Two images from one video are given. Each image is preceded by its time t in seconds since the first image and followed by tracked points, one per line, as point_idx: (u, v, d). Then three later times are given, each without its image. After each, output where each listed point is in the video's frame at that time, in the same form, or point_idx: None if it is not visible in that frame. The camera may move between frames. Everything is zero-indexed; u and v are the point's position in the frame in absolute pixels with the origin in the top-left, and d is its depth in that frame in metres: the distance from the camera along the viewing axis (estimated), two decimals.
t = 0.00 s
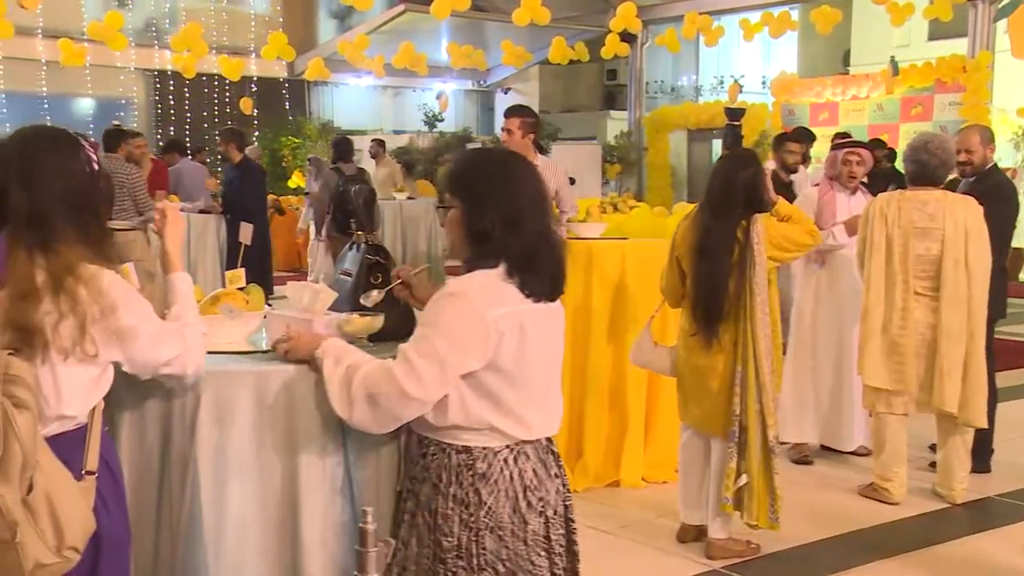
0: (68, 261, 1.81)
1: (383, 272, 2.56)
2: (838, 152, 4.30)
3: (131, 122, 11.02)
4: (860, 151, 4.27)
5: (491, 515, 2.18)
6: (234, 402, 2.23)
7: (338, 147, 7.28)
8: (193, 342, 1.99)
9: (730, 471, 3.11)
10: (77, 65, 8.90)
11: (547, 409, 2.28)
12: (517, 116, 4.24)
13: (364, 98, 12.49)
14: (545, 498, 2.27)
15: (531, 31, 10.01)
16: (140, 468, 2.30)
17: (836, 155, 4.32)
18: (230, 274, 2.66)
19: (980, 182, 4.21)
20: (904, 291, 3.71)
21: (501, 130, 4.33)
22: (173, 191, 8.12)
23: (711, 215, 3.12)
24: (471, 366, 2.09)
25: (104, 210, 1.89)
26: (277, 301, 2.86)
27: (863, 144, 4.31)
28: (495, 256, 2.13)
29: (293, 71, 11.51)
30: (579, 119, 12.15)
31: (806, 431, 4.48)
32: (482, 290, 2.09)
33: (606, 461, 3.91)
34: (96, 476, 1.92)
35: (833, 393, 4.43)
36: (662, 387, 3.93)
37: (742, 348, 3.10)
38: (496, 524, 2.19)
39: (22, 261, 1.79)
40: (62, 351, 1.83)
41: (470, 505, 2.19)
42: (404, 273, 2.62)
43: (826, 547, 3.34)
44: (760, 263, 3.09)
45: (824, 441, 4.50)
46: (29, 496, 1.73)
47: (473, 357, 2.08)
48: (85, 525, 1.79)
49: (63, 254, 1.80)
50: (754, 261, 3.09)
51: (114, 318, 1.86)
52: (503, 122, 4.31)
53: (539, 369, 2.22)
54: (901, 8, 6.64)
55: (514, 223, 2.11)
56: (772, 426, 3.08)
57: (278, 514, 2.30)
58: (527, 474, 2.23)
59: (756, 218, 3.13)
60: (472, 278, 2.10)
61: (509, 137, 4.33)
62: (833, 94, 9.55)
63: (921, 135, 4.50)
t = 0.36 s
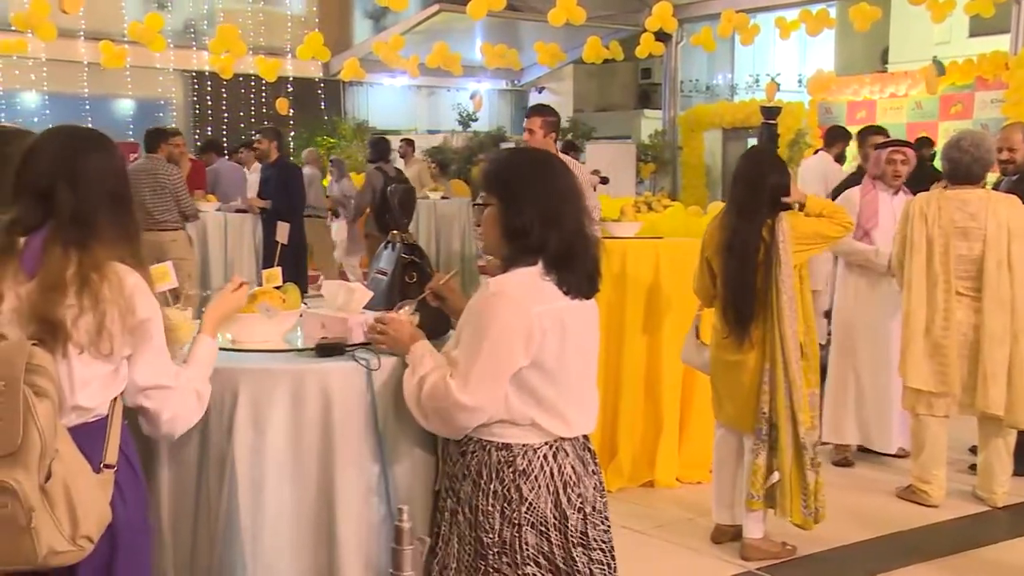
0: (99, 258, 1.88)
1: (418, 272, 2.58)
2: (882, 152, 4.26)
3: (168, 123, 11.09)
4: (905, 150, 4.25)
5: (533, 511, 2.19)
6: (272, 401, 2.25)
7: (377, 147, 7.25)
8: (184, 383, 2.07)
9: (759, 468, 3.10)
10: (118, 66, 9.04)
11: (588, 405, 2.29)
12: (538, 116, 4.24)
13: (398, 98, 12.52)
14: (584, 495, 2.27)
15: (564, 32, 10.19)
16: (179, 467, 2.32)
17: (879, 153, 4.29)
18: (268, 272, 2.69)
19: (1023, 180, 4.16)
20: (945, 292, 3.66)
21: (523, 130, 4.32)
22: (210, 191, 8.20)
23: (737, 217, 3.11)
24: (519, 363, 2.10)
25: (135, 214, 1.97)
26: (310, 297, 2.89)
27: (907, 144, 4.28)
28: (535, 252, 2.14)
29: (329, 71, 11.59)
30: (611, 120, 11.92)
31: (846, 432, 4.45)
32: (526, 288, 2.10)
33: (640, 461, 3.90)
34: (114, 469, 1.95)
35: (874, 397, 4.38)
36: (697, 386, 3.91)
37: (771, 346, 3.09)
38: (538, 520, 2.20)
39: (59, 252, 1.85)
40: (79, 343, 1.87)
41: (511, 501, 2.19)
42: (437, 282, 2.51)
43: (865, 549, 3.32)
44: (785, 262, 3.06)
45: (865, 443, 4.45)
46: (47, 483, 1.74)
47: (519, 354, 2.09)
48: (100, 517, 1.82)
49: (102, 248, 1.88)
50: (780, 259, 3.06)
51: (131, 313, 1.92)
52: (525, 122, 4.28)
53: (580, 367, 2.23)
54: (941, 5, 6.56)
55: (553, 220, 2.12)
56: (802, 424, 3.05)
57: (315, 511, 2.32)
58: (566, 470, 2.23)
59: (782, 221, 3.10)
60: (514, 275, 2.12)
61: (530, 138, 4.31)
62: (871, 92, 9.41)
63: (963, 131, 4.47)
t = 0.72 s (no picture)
0: (102, 252, 1.92)
1: (448, 271, 2.58)
2: (915, 151, 4.23)
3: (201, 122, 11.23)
4: (939, 148, 4.20)
5: (555, 508, 2.18)
6: (300, 399, 2.26)
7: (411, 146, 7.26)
8: (193, 383, 2.08)
9: (781, 467, 3.10)
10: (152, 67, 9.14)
11: (615, 404, 2.28)
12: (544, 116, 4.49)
13: (428, 98, 12.58)
14: (609, 494, 2.26)
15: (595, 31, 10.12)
16: (211, 463, 2.34)
17: (913, 152, 4.25)
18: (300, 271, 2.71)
19: None
20: (979, 293, 3.62)
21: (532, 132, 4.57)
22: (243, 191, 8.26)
23: (754, 221, 3.14)
24: (543, 363, 2.10)
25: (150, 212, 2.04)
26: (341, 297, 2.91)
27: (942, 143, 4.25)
28: (560, 250, 2.13)
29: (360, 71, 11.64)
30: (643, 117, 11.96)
31: (883, 434, 4.40)
32: (550, 287, 2.11)
33: (670, 461, 3.89)
34: (126, 467, 1.98)
35: (907, 399, 4.33)
36: (727, 385, 3.89)
37: (789, 342, 3.09)
38: (562, 518, 2.19)
39: (64, 240, 1.91)
40: (84, 339, 1.90)
41: (534, 499, 2.19)
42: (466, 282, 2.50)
43: (900, 551, 3.29)
44: (803, 260, 3.05)
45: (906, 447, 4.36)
46: (54, 483, 1.76)
47: (543, 355, 2.09)
48: (108, 517, 1.85)
49: (106, 236, 1.93)
50: (797, 258, 3.05)
51: (138, 312, 1.93)
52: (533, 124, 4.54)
53: (606, 366, 2.22)
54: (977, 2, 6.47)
55: (577, 218, 2.11)
56: (816, 422, 3.04)
57: (342, 508, 2.34)
58: (590, 469, 2.22)
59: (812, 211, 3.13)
60: (539, 277, 2.12)
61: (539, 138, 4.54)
62: (903, 91, 9.18)
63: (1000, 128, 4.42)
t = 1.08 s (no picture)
0: (123, 251, 1.94)
1: (479, 270, 2.59)
2: (948, 151, 4.19)
3: (235, 123, 11.17)
4: (972, 148, 4.18)
5: (586, 509, 2.18)
6: (329, 397, 2.27)
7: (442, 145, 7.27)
8: (217, 375, 2.08)
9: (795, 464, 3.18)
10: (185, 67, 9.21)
11: (648, 406, 2.27)
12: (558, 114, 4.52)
13: (458, 97, 12.47)
14: (640, 496, 2.25)
15: (626, 30, 10.16)
16: (244, 459, 2.36)
17: (946, 152, 4.21)
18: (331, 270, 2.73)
19: None
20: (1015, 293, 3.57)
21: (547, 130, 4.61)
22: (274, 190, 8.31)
23: (765, 219, 3.20)
24: (574, 364, 2.09)
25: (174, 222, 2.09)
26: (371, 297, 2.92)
27: (976, 143, 4.23)
28: (592, 249, 2.13)
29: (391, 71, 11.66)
30: (672, 117, 11.98)
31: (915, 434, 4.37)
32: (582, 289, 2.10)
33: (701, 462, 3.87)
34: (151, 461, 1.99)
35: (940, 400, 4.29)
36: (759, 386, 3.87)
37: (801, 344, 3.12)
38: (593, 520, 2.19)
39: (87, 236, 1.94)
40: (106, 332, 1.92)
41: (564, 499, 2.18)
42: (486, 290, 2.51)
43: (935, 554, 3.26)
44: (815, 261, 3.06)
45: (936, 448, 4.35)
46: (79, 475, 1.78)
47: (575, 357, 2.09)
48: (135, 509, 1.86)
49: (128, 234, 1.96)
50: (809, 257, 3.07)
51: (158, 306, 1.94)
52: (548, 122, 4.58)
53: (637, 367, 2.21)
54: None
55: (609, 217, 2.11)
56: (828, 422, 3.03)
57: (373, 506, 2.35)
58: (621, 470, 2.22)
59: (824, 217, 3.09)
60: (571, 276, 2.12)
61: (554, 137, 4.58)
62: (938, 89, 9.13)
63: None
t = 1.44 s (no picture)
0: (170, 252, 1.97)
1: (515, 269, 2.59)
2: (990, 149, 4.18)
3: (271, 123, 11.27)
4: (1013, 147, 4.15)
5: (623, 511, 2.17)
6: (367, 398, 2.28)
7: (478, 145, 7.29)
8: (253, 375, 2.10)
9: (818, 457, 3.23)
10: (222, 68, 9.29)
11: (686, 409, 2.27)
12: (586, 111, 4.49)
13: (493, 97, 12.57)
14: (678, 498, 2.25)
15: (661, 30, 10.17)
16: (281, 459, 2.38)
17: (987, 150, 4.20)
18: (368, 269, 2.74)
19: None
20: None
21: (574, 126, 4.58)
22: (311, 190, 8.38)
23: (794, 215, 3.21)
24: (611, 370, 2.09)
25: (218, 216, 2.11)
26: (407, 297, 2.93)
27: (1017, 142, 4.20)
28: (625, 249, 2.13)
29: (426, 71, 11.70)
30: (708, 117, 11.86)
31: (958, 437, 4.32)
32: (618, 295, 2.09)
33: (737, 463, 3.85)
34: (190, 456, 2.01)
35: (983, 402, 4.25)
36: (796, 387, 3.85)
37: (831, 344, 3.13)
38: (630, 522, 2.18)
39: (135, 240, 1.97)
40: (147, 331, 1.94)
41: (601, 501, 2.19)
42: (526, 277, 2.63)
43: (978, 558, 3.21)
44: (849, 257, 3.08)
45: (978, 451, 4.31)
46: (121, 466, 1.80)
47: (612, 362, 2.09)
48: (174, 502, 1.88)
49: (177, 235, 2.00)
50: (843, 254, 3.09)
51: (198, 305, 1.97)
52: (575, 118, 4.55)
53: (675, 371, 2.21)
54: None
55: (646, 218, 2.09)
56: (852, 418, 3.06)
57: (410, 505, 2.36)
58: (658, 472, 2.21)
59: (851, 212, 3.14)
60: (608, 280, 2.12)
61: (582, 134, 4.56)
62: (979, 86, 8.95)
63: None
